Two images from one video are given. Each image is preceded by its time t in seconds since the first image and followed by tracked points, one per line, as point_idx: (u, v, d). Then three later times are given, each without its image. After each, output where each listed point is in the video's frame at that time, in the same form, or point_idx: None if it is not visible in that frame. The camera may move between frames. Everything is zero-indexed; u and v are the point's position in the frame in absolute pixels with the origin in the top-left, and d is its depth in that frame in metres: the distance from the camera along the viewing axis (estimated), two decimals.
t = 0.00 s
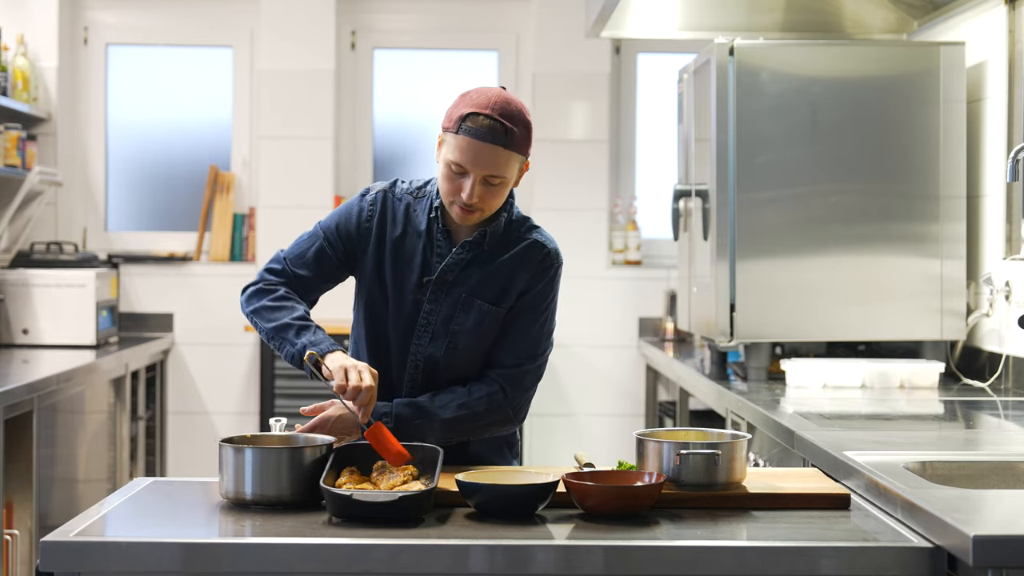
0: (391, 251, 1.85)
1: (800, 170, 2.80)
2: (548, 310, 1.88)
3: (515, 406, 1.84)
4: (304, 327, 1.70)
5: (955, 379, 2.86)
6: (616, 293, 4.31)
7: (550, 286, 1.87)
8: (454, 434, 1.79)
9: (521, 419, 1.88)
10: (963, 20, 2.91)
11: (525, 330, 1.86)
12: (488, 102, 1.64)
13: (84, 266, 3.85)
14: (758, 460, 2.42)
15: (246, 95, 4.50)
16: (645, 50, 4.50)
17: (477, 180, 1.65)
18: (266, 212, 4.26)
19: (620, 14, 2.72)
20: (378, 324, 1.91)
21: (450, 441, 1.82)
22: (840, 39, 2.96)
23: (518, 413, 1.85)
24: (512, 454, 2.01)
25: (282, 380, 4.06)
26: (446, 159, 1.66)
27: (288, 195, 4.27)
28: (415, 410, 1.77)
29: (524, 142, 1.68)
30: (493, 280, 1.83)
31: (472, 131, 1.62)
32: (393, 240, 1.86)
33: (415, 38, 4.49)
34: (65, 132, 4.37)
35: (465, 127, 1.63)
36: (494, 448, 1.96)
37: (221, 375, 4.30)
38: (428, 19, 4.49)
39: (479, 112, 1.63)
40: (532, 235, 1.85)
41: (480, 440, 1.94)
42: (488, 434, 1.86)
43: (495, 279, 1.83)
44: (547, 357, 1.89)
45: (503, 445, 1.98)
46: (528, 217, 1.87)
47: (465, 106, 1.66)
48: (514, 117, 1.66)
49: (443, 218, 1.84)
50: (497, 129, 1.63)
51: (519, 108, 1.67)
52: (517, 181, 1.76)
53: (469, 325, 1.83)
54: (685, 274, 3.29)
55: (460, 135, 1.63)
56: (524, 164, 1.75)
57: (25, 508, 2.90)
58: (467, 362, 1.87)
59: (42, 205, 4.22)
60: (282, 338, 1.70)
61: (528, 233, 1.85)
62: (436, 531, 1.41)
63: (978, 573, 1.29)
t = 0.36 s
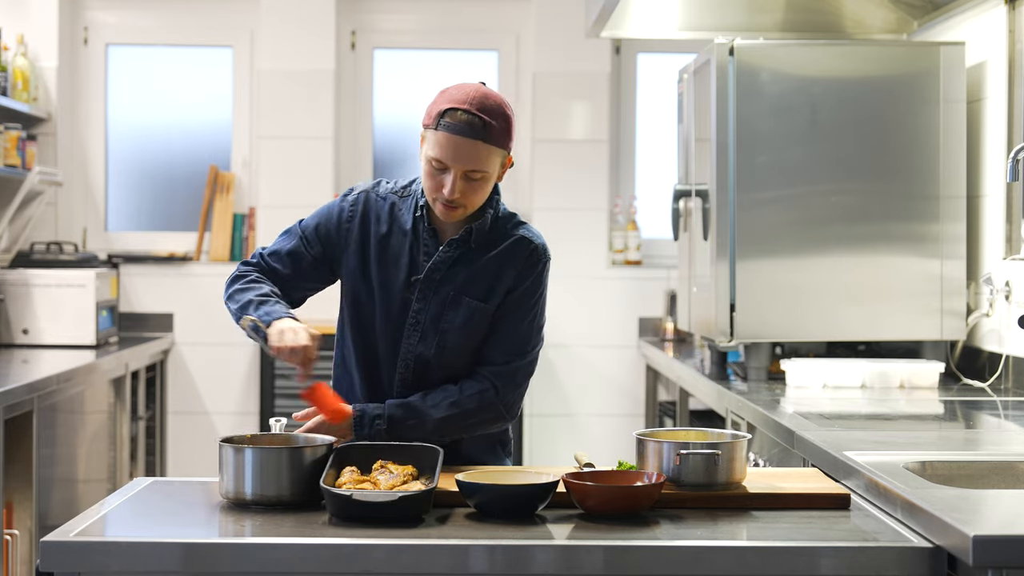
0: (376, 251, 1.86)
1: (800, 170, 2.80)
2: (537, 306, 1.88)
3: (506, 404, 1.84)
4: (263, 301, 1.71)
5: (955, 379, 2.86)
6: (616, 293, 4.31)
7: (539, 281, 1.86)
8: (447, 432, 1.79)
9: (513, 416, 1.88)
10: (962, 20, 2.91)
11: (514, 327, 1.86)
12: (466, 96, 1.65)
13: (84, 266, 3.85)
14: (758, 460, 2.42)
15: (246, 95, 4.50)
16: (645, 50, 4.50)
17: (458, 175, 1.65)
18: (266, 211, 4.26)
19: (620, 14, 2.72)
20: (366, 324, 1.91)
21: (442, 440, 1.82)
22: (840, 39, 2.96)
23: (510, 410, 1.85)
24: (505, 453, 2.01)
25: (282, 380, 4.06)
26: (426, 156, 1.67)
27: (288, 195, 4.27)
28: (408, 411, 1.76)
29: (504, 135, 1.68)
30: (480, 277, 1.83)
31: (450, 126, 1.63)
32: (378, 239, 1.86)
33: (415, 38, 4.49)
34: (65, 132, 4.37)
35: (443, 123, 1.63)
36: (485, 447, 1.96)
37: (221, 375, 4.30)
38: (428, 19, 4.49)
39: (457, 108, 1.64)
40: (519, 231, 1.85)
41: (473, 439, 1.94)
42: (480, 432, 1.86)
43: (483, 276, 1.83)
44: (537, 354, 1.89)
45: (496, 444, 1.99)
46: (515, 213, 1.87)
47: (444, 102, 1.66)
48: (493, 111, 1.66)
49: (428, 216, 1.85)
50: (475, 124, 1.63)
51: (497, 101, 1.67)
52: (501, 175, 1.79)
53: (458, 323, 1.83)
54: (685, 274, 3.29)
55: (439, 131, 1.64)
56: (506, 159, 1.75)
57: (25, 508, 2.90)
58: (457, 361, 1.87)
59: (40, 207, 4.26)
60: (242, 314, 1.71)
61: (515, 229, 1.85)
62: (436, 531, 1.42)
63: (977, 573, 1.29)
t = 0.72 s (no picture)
0: (354, 254, 1.87)
1: (800, 170, 2.81)
2: (521, 299, 1.87)
3: (500, 398, 1.83)
4: (242, 350, 1.73)
5: (955, 379, 2.86)
6: (616, 293, 4.31)
7: (520, 273, 1.87)
8: (442, 431, 1.78)
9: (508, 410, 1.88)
10: (961, 20, 2.91)
11: (498, 322, 1.85)
12: (429, 94, 1.66)
13: (83, 266, 3.85)
14: (758, 460, 2.42)
15: (246, 95, 4.50)
16: (645, 50, 4.50)
17: (421, 172, 1.65)
18: (266, 211, 4.26)
19: (620, 13, 2.72)
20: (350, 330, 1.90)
21: (437, 438, 1.82)
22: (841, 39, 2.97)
23: (505, 405, 1.85)
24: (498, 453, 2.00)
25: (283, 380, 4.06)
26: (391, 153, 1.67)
27: (287, 195, 4.27)
28: (403, 409, 1.76)
29: (469, 132, 1.68)
30: (459, 273, 1.84)
31: (412, 123, 1.63)
32: (355, 243, 1.87)
33: (414, 38, 4.49)
34: (65, 132, 4.37)
35: (406, 120, 1.64)
36: (480, 446, 1.96)
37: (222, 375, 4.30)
38: (428, 20, 4.49)
39: (420, 104, 1.65)
40: (496, 224, 1.86)
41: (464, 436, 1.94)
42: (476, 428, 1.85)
43: (461, 273, 1.84)
44: (526, 347, 1.88)
45: (489, 443, 1.98)
46: (490, 207, 1.88)
47: (408, 100, 1.67)
48: (456, 107, 1.66)
49: (403, 216, 1.86)
50: (437, 120, 1.64)
51: (460, 98, 1.67)
52: (468, 174, 1.80)
53: (439, 322, 1.84)
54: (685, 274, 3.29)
55: (402, 127, 1.64)
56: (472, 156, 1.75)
57: (25, 509, 2.90)
58: (444, 361, 1.86)
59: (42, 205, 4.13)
60: (224, 359, 1.74)
61: (491, 223, 1.87)
62: (436, 531, 1.42)
63: (977, 573, 1.29)
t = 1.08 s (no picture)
0: (357, 253, 1.86)
1: (800, 170, 2.81)
2: (524, 301, 1.87)
3: (503, 400, 1.83)
4: (240, 329, 1.73)
5: (955, 379, 2.86)
6: (616, 293, 4.31)
7: (524, 275, 1.87)
8: (444, 432, 1.78)
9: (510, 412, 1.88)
10: (961, 20, 2.91)
11: (501, 323, 1.85)
12: (442, 93, 1.65)
13: (83, 266, 3.84)
14: (758, 460, 2.42)
15: (246, 95, 4.50)
16: (645, 50, 4.50)
17: (436, 172, 1.65)
18: (266, 211, 4.26)
19: (621, 13, 2.72)
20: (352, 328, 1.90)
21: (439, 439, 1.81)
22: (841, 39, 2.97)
23: (507, 408, 1.84)
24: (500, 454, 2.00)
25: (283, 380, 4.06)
26: (404, 153, 1.67)
27: (287, 195, 4.27)
28: (405, 410, 1.75)
29: (481, 131, 1.68)
30: (462, 274, 1.84)
31: (427, 122, 1.63)
32: (358, 242, 1.87)
33: (415, 38, 4.49)
34: (65, 132, 4.37)
35: (420, 120, 1.63)
36: (481, 448, 1.96)
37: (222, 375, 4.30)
38: (428, 19, 4.49)
39: (433, 103, 1.64)
40: (501, 226, 1.86)
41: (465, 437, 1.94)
42: (478, 430, 1.85)
43: (465, 274, 1.84)
44: (528, 350, 1.88)
45: (490, 444, 1.98)
46: (495, 208, 1.88)
47: (420, 99, 1.66)
48: (469, 106, 1.66)
49: (407, 215, 1.86)
50: (452, 119, 1.63)
51: (472, 97, 1.67)
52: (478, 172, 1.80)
53: (442, 321, 1.84)
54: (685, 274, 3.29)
55: (416, 127, 1.64)
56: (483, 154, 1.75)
57: (25, 509, 2.90)
58: (446, 361, 1.86)
59: (42, 205, 4.12)
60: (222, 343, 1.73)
61: (495, 225, 1.87)
62: (436, 531, 1.42)
63: (977, 573, 1.29)
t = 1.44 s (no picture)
0: (390, 256, 1.85)
1: (801, 170, 2.81)
2: (550, 307, 1.87)
3: (523, 405, 1.85)
4: (325, 361, 1.69)
5: (955, 379, 2.86)
6: (616, 293, 4.31)
7: (551, 281, 1.86)
8: (463, 436, 1.81)
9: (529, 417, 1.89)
10: (963, 20, 2.91)
11: (527, 329, 1.85)
12: (481, 100, 1.64)
13: (83, 266, 3.84)
14: (758, 460, 2.42)
15: (246, 95, 4.50)
16: (645, 50, 4.50)
17: (473, 179, 1.64)
18: (266, 211, 4.26)
19: (621, 13, 2.72)
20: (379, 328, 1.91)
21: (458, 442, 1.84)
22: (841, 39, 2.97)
23: (527, 413, 1.86)
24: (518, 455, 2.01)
25: (282, 381, 4.06)
26: (440, 158, 1.66)
27: (287, 195, 4.27)
28: (425, 414, 1.79)
29: (518, 138, 1.67)
30: (492, 279, 1.83)
31: (466, 130, 1.62)
32: (391, 245, 1.85)
33: (414, 38, 4.49)
34: (65, 132, 4.37)
35: (459, 126, 1.62)
36: (499, 450, 1.96)
37: (221, 376, 4.30)
38: (428, 19, 4.48)
39: (472, 110, 1.63)
40: (531, 232, 1.85)
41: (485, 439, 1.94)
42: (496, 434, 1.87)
43: (495, 279, 1.83)
44: (551, 355, 1.89)
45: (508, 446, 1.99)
46: (526, 213, 1.86)
47: (459, 105, 1.65)
48: (508, 114, 1.65)
49: (441, 220, 1.84)
50: (491, 127, 1.62)
51: (511, 104, 1.66)
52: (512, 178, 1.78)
53: (470, 326, 1.84)
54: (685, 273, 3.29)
55: (454, 134, 1.63)
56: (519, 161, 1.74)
57: (25, 509, 2.90)
58: (471, 364, 1.87)
59: (42, 205, 4.12)
60: (307, 375, 1.69)
61: (525, 230, 1.85)
62: (436, 531, 1.42)
63: (977, 573, 1.29)
